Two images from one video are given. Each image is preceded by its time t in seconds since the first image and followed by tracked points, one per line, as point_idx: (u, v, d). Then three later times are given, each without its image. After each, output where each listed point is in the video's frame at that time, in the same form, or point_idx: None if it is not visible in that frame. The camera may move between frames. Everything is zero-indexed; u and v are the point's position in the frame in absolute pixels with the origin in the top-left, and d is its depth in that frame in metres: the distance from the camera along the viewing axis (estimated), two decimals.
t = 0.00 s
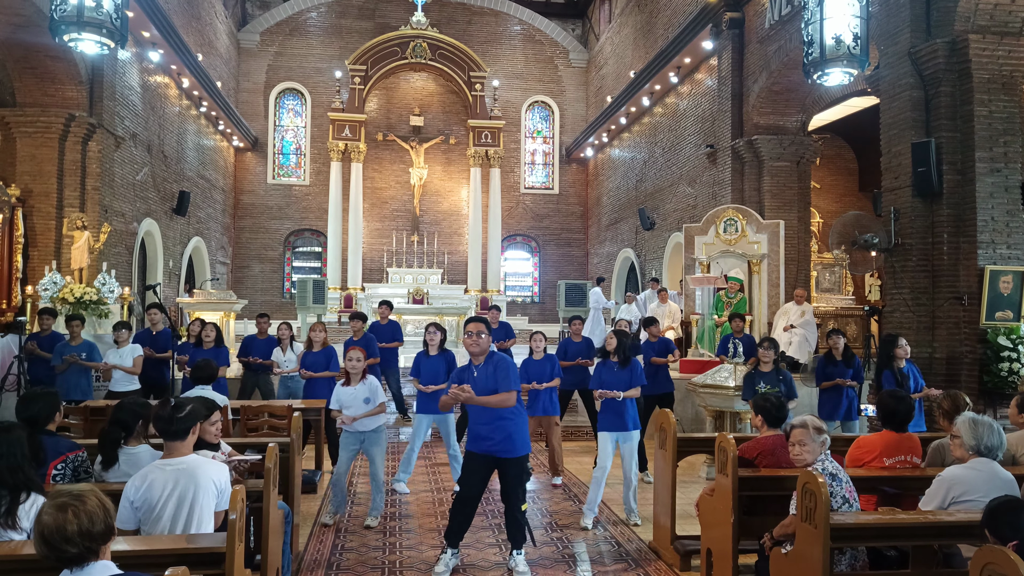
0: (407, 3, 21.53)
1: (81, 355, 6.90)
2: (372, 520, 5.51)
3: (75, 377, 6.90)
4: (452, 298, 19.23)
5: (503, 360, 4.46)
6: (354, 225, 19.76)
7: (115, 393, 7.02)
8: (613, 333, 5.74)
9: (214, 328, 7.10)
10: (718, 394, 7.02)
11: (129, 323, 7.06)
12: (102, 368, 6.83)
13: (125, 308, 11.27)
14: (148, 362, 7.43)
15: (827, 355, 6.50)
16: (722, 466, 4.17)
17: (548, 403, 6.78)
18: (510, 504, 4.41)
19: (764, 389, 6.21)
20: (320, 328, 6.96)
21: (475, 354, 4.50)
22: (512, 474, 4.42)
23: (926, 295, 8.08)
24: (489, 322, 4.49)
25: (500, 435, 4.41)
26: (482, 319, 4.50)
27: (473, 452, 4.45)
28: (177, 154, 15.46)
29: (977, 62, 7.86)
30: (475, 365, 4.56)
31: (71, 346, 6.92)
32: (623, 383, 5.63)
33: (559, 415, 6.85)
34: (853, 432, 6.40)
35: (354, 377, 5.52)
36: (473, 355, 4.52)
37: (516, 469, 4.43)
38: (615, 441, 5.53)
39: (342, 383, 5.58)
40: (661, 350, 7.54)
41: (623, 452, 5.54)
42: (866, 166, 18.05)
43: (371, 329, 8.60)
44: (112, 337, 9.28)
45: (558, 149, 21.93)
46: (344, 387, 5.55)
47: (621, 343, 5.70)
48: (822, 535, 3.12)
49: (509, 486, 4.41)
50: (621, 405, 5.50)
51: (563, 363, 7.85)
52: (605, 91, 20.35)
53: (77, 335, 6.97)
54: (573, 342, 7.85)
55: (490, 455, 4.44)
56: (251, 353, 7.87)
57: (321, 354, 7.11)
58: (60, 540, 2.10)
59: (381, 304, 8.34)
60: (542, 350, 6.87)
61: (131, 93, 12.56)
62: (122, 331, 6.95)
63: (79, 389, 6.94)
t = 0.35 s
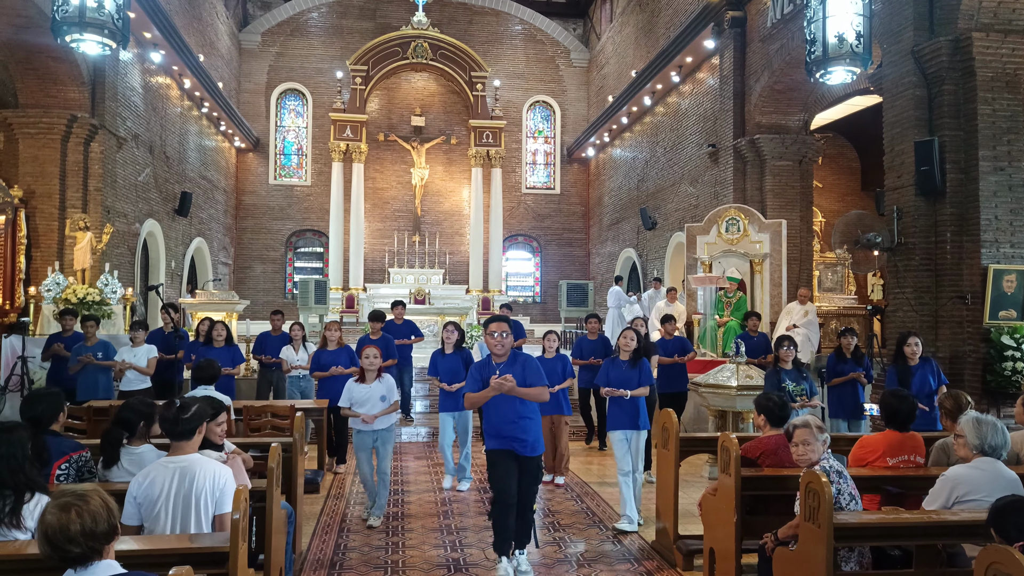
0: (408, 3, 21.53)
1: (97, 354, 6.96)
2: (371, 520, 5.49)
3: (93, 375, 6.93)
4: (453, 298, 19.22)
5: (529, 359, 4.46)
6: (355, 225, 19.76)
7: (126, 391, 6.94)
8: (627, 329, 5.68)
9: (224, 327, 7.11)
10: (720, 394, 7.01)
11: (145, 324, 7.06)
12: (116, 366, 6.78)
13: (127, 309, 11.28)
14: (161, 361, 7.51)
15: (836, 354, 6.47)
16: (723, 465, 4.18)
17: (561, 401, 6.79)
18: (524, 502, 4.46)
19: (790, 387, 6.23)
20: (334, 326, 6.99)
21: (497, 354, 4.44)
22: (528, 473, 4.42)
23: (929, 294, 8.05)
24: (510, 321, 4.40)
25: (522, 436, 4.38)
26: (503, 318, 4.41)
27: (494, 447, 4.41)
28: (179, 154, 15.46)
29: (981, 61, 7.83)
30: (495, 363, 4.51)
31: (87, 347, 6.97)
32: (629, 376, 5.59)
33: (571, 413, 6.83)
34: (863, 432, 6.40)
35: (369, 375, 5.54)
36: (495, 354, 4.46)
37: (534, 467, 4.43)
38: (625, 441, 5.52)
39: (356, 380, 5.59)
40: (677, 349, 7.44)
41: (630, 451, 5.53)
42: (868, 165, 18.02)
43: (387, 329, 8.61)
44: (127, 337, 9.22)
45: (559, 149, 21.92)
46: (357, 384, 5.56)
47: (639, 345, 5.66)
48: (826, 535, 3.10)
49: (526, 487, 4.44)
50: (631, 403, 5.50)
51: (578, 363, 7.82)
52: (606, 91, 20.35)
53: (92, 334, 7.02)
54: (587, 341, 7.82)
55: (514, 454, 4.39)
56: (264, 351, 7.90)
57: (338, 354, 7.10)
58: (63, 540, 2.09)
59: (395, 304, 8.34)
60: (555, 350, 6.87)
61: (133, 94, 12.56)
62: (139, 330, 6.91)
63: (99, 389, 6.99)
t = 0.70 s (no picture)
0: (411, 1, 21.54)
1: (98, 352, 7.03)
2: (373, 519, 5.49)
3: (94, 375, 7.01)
4: (455, 296, 19.25)
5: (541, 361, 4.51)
6: (357, 223, 19.79)
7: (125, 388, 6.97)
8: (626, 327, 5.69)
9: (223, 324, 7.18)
10: (722, 392, 7.03)
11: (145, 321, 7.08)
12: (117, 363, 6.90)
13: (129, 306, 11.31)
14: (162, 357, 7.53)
15: (840, 353, 6.47)
16: (726, 463, 4.18)
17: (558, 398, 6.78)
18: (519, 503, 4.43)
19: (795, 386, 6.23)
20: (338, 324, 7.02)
21: (508, 354, 4.48)
22: (525, 472, 4.42)
23: (931, 293, 8.07)
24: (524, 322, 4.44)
25: (517, 433, 4.42)
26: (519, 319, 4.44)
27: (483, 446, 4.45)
28: (181, 152, 15.49)
29: (983, 60, 7.83)
30: (510, 363, 4.51)
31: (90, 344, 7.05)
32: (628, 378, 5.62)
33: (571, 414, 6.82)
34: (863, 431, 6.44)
35: (373, 377, 5.53)
36: (507, 353, 4.50)
37: (527, 467, 4.43)
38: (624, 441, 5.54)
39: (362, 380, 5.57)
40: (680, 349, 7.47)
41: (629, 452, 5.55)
42: (871, 164, 18.01)
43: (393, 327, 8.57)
44: (130, 333, 9.32)
45: (562, 147, 21.93)
46: (364, 387, 5.53)
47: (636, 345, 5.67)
48: (825, 533, 3.13)
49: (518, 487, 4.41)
50: (630, 401, 5.54)
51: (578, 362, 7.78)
52: (608, 89, 20.35)
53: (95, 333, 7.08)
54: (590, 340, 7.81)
55: (506, 453, 4.42)
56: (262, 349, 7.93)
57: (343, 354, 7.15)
58: (75, 537, 2.12)
59: (398, 301, 8.38)
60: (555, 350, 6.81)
61: (135, 91, 12.59)
62: (139, 328, 6.98)
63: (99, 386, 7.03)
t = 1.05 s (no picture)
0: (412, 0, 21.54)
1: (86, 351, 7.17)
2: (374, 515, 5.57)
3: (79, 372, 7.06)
4: (456, 295, 19.25)
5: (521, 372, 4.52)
6: (358, 222, 19.80)
7: (103, 389, 6.96)
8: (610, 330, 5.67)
9: (205, 322, 7.16)
10: (723, 392, 7.02)
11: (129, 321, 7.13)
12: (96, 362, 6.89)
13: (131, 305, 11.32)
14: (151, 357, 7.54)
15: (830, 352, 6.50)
16: (727, 463, 4.18)
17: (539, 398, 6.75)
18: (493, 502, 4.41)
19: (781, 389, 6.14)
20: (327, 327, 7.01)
21: (490, 356, 4.45)
22: (488, 474, 4.41)
23: (932, 293, 8.05)
24: (508, 325, 4.45)
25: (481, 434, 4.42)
26: (503, 322, 4.46)
27: (445, 445, 4.47)
28: (183, 151, 15.48)
29: (984, 60, 7.83)
30: (489, 364, 4.48)
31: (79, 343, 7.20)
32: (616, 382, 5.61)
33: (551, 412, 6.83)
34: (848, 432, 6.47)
35: (358, 376, 5.49)
36: (489, 355, 4.46)
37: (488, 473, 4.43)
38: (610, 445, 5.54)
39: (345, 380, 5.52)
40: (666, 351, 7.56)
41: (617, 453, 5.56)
42: (872, 164, 18.00)
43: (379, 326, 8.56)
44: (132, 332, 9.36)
45: (563, 147, 21.92)
46: (348, 385, 5.49)
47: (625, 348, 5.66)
48: (826, 534, 3.13)
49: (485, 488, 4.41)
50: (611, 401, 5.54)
51: (561, 360, 7.80)
52: (610, 89, 20.33)
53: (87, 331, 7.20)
54: (576, 340, 7.84)
55: (465, 451, 4.44)
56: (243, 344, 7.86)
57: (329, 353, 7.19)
58: (93, 534, 2.14)
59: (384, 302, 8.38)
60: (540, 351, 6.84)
61: (137, 91, 12.59)
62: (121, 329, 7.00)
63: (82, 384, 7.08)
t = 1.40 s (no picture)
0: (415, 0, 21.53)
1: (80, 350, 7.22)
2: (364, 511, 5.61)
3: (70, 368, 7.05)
4: (457, 295, 19.23)
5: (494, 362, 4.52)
6: (360, 221, 19.78)
7: (99, 387, 7.05)
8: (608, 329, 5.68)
9: (199, 321, 7.11)
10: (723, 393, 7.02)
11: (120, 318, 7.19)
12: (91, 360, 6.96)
13: (133, 304, 11.30)
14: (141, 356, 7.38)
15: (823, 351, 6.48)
16: (728, 464, 4.17)
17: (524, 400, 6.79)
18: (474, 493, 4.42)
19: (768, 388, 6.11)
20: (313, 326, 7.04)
21: (464, 352, 4.51)
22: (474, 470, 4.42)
23: (935, 295, 8.03)
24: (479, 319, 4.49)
25: (469, 429, 4.42)
26: (474, 316, 4.50)
27: (437, 445, 4.47)
28: (185, 150, 15.47)
29: (988, 61, 7.80)
30: (465, 359, 4.53)
31: (73, 343, 7.26)
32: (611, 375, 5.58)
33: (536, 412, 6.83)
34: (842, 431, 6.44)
35: (343, 373, 5.51)
36: (462, 351, 4.52)
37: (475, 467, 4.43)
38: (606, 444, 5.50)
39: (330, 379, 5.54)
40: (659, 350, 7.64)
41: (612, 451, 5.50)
42: (875, 165, 17.96)
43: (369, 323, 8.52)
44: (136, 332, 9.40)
45: (565, 147, 21.90)
46: (333, 383, 5.50)
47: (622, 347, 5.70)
48: (831, 536, 3.10)
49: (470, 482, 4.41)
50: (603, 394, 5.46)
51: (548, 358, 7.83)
52: (612, 89, 20.31)
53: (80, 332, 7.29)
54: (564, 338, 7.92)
55: (453, 449, 4.44)
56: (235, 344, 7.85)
57: (318, 350, 7.24)
58: (106, 530, 2.15)
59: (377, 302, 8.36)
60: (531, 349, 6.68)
61: (139, 90, 12.58)
62: (113, 327, 7.07)
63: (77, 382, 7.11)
